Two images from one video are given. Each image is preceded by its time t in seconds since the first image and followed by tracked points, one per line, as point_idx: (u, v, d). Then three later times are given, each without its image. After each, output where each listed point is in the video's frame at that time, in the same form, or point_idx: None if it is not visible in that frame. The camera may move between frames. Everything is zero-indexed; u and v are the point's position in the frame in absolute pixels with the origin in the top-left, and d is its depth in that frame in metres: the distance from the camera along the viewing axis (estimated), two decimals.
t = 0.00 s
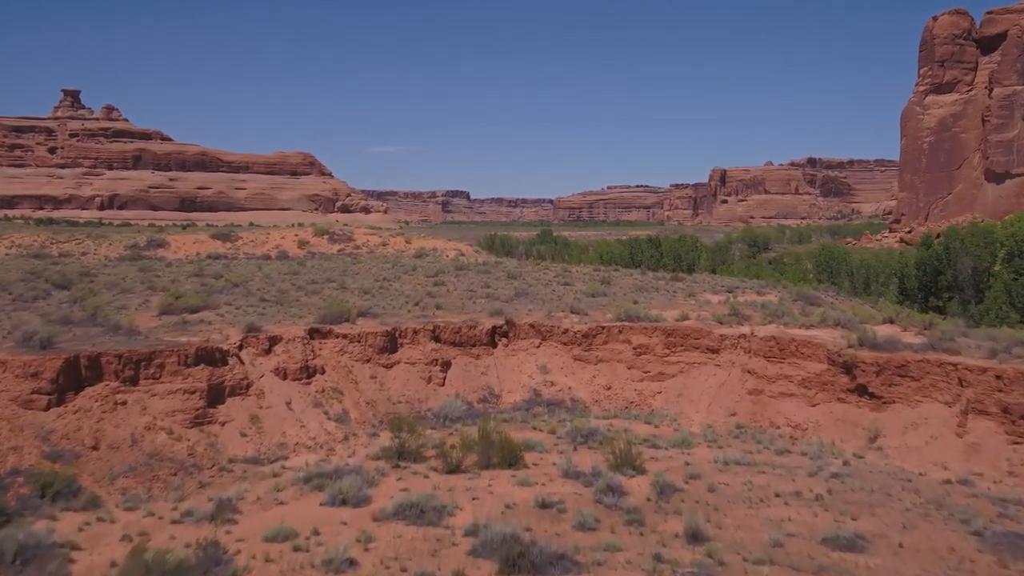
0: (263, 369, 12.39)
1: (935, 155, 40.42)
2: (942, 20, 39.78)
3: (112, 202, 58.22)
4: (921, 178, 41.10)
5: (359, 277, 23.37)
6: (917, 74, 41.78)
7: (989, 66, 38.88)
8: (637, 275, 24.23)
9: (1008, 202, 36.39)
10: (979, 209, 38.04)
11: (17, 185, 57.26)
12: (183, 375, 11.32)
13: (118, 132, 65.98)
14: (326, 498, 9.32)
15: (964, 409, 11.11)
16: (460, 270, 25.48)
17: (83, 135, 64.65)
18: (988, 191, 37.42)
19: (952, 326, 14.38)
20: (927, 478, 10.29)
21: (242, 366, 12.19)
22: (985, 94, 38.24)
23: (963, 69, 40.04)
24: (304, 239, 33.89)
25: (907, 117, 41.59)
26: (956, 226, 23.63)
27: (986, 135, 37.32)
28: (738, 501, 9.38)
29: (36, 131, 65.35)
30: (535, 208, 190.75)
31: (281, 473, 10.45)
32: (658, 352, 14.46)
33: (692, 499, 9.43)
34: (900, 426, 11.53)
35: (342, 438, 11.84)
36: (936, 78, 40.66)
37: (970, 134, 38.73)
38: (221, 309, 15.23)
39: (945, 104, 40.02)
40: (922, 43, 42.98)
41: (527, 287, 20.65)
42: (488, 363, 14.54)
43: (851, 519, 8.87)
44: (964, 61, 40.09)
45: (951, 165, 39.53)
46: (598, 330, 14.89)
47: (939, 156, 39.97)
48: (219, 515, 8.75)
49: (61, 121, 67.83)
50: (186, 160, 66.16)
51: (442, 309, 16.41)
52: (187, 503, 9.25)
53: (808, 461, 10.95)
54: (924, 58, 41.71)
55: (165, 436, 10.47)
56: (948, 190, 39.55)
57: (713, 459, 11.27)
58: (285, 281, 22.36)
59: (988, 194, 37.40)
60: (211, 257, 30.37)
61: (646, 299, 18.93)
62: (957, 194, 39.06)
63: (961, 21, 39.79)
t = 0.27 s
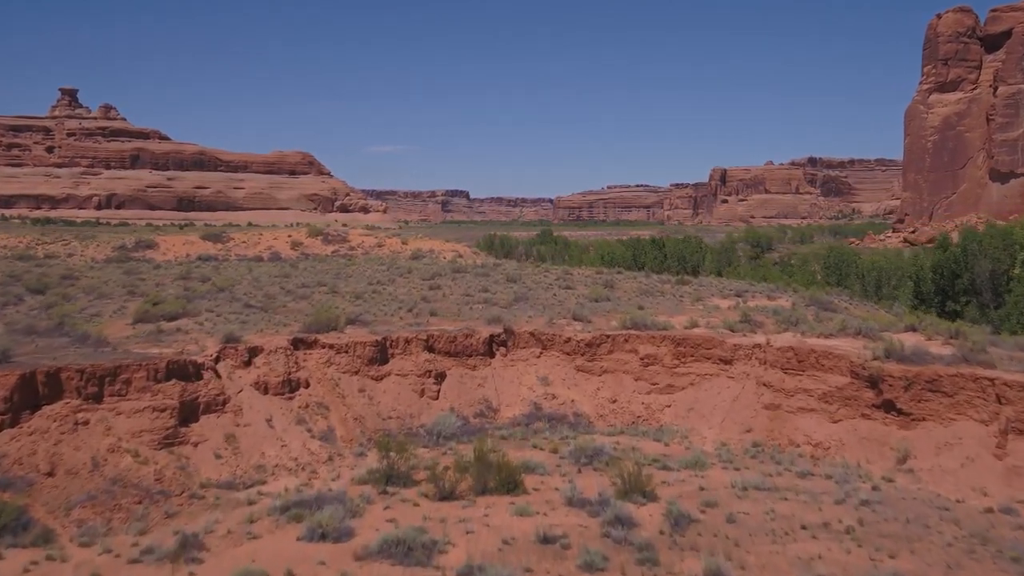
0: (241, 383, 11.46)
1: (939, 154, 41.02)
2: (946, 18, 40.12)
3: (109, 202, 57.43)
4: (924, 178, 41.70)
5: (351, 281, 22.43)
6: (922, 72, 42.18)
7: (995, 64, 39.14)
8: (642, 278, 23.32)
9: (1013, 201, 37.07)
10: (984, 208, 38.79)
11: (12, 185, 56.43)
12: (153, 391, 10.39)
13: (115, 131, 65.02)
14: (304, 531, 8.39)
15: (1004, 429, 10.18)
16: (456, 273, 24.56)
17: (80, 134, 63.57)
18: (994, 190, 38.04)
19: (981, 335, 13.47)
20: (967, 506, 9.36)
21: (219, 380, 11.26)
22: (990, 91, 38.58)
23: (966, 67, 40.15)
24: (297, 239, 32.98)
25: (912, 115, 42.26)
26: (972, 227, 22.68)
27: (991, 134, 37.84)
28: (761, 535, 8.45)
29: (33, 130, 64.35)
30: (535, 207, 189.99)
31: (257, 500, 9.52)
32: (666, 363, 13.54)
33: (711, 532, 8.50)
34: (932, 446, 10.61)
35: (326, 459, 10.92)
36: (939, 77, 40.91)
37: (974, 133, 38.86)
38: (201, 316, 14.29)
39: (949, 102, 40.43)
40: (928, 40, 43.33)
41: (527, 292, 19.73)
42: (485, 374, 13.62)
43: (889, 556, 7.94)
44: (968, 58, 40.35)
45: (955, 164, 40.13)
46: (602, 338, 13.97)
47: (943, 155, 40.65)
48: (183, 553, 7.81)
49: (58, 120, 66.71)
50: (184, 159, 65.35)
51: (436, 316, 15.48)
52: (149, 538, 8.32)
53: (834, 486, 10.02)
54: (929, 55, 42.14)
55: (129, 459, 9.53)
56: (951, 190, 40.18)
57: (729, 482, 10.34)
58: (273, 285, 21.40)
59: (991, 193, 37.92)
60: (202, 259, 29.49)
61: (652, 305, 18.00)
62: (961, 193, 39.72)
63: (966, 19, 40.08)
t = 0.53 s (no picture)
0: (220, 398, 10.64)
1: (943, 154, 41.86)
2: (951, 16, 40.91)
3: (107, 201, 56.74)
4: (928, 177, 42.95)
5: (345, 285, 21.62)
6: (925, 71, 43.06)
7: (998, 63, 40.15)
8: (645, 281, 22.55)
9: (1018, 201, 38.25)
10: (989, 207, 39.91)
11: (10, 184, 55.72)
12: (121, 408, 9.57)
13: (114, 130, 64.15)
14: (279, 568, 7.55)
15: None
16: (453, 276, 23.74)
17: (78, 134, 62.56)
18: (998, 189, 39.27)
19: (1009, 345, 12.69)
20: (1010, 536, 8.53)
21: (195, 396, 10.45)
22: (994, 91, 39.58)
23: (971, 66, 41.16)
24: (291, 240, 32.16)
25: (916, 115, 43.24)
26: (990, 229, 21.88)
27: (996, 133, 38.76)
28: (788, 571, 7.61)
29: (31, 129, 63.46)
30: (535, 207, 189.35)
31: (232, 529, 8.68)
32: (675, 375, 12.73)
33: (730, 568, 7.66)
34: (966, 468, 9.78)
35: (311, 481, 10.08)
36: (943, 75, 41.90)
37: (979, 133, 40.00)
38: (181, 324, 13.45)
39: (953, 102, 41.36)
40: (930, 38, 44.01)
41: (526, 296, 18.89)
42: (483, 386, 12.81)
43: None
44: (972, 57, 41.25)
45: (959, 164, 41.08)
46: (607, 348, 13.16)
47: (948, 155, 41.56)
48: None
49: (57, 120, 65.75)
50: (183, 159, 64.63)
51: (432, 323, 14.66)
52: None
53: (862, 513, 9.19)
54: (932, 54, 42.99)
55: (92, 485, 8.70)
56: (956, 189, 41.42)
57: (747, 507, 9.50)
58: (263, 289, 20.56)
59: (997, 192, 39.31)
60: (195, 261, 28.71)
61: (657, 310, 17.15)
62: (965, 193, 41.02)
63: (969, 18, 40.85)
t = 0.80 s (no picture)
0: (194, 416, 9.82)
1: (946, 153, 41.15)
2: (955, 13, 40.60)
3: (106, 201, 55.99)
4: (931, 177, 42.23)
5: (338, 288, 20.81)
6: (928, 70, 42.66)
7: (1002, 61, 39.73)
8: (650, 285, 21.75)
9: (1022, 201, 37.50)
10: (993, 207, 39.09)
11: (7, 184, 55.00)
12: (83, 429, 8.76)
13: (113, 130, 63.06)
14: None
15: None
16: (451, 279, 22.93)
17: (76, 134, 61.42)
18: (1003, 188, 38.45)
19: None
20: None
21: (166, 413, 9.63)
22: (999, 90, 38.94)
23: (975, 64, 40.72)
24: (285, 241, 31.34)
25: (919, 114, 42.71)
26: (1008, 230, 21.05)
27: (1000, 132, 38.02)
28: None
29: (30, 129, 62.44)
30: (534, 207, 188.56)
31: (200, 563, 7.84)
32: (685, 387, 11.91)
33: None
34: (1006, 493, 8.93)
35: (291, 507, 9.25)
36: (947, 74, 41.53)
37: (983, 131, 39.33)
38: (158, 333, 12.63)
39: (957, 100, 40.83)
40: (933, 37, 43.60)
41: (526, 302, 18.09)
42: (480, 399, 11.99)
43: None
44: (977, 56, 40.85)
45: (964, 163, 40.29)
46: (612, 358, 12.35)
47: (951, 154, 40.88)
48: None
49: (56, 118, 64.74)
50: (182, 158, 63.89)
51: (426, 331, 13.84)
52: None
53: (895, 543, 8.34)
54: (935, 53, 42.58)
55: (47, 514, 7.87)
56: (960, 188, 40.65)
57: (768, 536, 8.68)
58: (251, 293, 19.73)
59: (1001, 191, 38.46)
60: (186, 263, 27.91)
61: (664, 316, 16.32)
62: (969, 192, 40.20)
63: (974, 16, 40.61)
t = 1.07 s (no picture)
0: (158, 440, 8.89)
1: (952, 152, 40.27)
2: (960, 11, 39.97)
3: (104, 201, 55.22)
4: (936, 177, 41.37)
5: (329, 293, 19.88)
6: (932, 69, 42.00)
7: (1008, 61, 39.03)
8: (656, 289, 20.83)
9: None
10: (998, 207, 38.15)
11: (5, 184, 54.27)
12: (30, 457, 7.85)
13: (110, 129, 62.31)
14: None
15: None
16: (447, 283, 22.01)
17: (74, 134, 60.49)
18: (1008, 189, 37.49)
19: None
20: None
21: (126, 438, 8.71)
22: (1004, 89, 38.03)
23: (980, 63, 40.10)
24: (277, 243, 30.42)
25: (923, 113, 41.87)
26: None
27: (1006, 132, 36.81)
28: None
29: (26, 129, 61.41)
30: (534, 207, 187.67)
31: None
32: (698, 404, 11.00)
33: None
34: None
35: (263, 541, 8.30)
36: (952, 73, 40.90)
37: (988, 131, 38.43)
38: (128, 345, 11.69)
39: (962, 99, 40.05)
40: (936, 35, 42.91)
41: (526, 308, 17.18)
42: (475, 417, 11.06)
43: None
44: (982, 54, 40.20)
45: (969, 163, 39.35)
46: (618, 372, 11.44)
47: (956, 154, 40.00)
48: None
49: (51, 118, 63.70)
50: (180, 158, 63.08)
51: (419, 341, 12.91)
52: None
53: None
54: (939, 52, 41.92)
55: None
56: (965, 189, 39.79)
57: None
58: (237, 298, 18.81)
59: (1007, 192, 37.41)
60: (175, 266, 27.01)
61: (671, 324, 15.39)
62: (975, 193, 39.25)
63: (979, 14, 40.03)
